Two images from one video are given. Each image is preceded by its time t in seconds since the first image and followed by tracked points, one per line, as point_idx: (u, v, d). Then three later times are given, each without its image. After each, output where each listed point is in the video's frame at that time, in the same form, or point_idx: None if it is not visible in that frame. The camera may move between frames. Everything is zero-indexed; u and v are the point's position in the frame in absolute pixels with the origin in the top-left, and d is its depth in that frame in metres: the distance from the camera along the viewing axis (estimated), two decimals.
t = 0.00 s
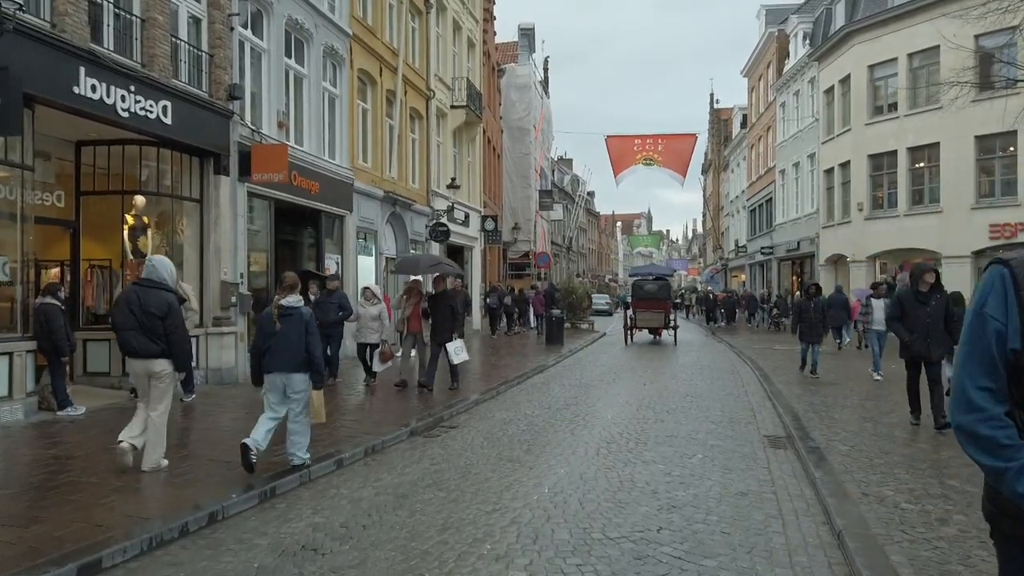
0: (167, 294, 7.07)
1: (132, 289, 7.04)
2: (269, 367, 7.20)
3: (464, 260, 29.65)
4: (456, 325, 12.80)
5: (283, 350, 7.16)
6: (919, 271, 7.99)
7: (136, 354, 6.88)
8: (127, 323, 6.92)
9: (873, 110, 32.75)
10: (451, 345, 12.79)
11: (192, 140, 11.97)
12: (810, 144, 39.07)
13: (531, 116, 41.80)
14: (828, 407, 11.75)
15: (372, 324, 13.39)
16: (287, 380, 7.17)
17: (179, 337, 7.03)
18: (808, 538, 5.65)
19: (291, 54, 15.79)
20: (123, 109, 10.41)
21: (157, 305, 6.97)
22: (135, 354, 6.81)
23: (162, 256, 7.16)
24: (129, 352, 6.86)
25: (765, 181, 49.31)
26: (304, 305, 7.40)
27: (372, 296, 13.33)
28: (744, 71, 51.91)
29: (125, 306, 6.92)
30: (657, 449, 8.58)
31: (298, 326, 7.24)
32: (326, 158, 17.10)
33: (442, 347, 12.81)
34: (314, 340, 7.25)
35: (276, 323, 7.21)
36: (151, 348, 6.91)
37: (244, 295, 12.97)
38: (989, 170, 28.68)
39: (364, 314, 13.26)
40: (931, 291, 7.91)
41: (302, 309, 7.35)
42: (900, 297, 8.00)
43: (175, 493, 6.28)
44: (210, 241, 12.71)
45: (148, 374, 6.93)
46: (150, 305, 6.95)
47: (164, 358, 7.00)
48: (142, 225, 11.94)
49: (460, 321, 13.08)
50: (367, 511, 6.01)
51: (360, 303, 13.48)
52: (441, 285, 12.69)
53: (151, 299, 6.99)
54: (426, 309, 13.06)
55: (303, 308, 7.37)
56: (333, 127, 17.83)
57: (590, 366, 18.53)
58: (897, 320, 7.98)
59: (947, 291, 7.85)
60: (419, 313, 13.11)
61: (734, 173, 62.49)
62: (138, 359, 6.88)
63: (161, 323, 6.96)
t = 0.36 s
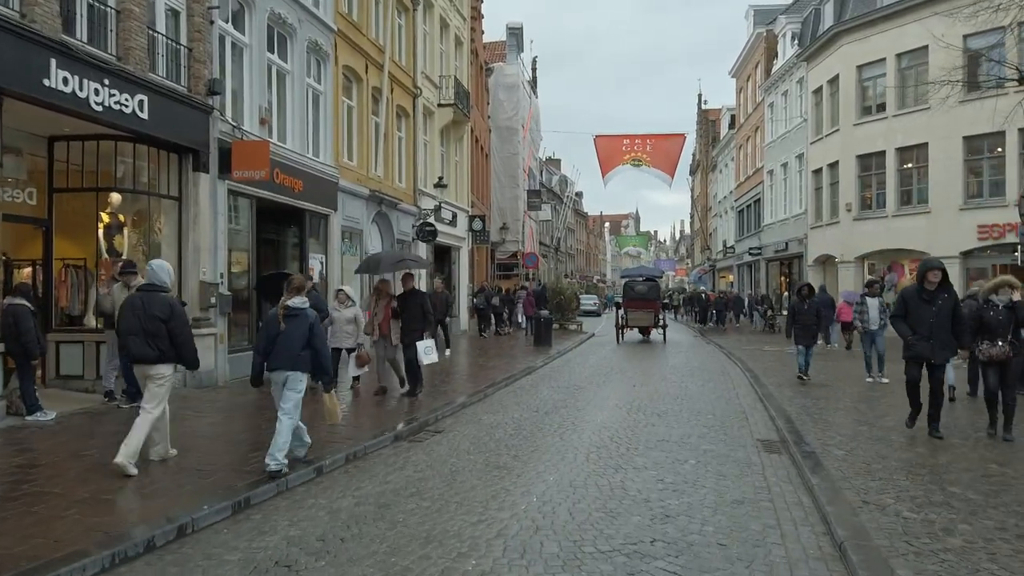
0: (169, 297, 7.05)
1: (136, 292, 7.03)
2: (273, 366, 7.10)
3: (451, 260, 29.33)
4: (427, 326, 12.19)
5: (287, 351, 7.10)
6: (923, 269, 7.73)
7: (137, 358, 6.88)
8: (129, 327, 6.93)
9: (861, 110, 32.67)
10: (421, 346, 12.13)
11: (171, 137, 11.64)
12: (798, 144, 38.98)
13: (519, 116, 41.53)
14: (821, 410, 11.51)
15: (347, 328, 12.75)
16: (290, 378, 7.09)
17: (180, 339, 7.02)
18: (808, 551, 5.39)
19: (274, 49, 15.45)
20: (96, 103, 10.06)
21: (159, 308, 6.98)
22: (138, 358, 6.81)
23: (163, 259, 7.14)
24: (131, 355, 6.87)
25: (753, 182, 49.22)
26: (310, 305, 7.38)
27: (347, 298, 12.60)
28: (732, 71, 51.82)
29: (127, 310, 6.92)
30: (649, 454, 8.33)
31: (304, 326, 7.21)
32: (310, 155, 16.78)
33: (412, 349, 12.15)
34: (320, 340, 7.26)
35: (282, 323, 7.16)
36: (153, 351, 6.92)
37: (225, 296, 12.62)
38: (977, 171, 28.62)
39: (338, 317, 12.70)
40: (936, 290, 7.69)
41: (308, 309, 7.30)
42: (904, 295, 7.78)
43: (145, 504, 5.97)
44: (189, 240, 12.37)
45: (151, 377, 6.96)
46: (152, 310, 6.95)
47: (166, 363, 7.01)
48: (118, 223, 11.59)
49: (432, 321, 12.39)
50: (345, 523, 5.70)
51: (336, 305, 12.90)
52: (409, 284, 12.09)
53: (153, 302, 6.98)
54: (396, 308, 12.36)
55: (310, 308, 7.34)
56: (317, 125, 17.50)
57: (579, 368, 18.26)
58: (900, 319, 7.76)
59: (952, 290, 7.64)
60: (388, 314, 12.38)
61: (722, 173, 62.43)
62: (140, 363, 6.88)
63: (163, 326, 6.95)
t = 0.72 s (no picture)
0: (171, 296, 7.41)
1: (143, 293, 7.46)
2: (273, 363, 7.39)
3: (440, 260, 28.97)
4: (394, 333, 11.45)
5: (284, 347, 7.35)
6: (924, 273, 7.44)
7: (139, 355, 7.27)
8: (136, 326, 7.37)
9: (852, 110, 32.49)
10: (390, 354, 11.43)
11: (147, 133, 11.28)
12: (789, 144, 38.81)
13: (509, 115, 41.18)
14: (817, 414, 11.22)
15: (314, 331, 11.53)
16: (291, 375, 7.37)
17: (181, 337, 7.36)
18: (809, 570, 5.09)
19: (256, 44, 15.08)
20: (67, 97, 9.67)
21: (160, 307, 7.35)
22: (138, 356, 7.21)
23: (169, 261, 7.53)
24: (134, 352, 7.27)
25: (743, 182, 49.04)
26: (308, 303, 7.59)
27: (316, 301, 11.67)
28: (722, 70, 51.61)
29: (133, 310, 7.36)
30: (642, 462, 8.04)
31: (300, 323, 7.42)
32: (295, 153, 16.43)
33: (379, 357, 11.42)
34: (316, 336, 7.41)
35: (280, 321, 7.42)
36: (154, 349, 7.29)
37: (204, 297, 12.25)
38: (968, 170, 28.45)
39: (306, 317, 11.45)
40: (938, 294, 7.42)
41: (305, 306, 7.53)
42: (905, 299, 7.49)
43: (106, 520, 5.63)
44: (166, 239, 12.00)
45: (153, 373, 7.32)
46: (155, 310, 7.33)
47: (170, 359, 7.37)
48: (92, 222, 11.20)
49: (401, 328, 11.73)
50: (319, 540, 5.37)
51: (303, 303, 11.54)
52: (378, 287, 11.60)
53: (157, 302, 7.35)
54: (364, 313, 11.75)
55: (307, 306, 7.55)
56: (302, 122, 17.14)
57: (568, 370, 17.95)
58: (902, 325, 7.48)
59: (956, 294, 7.35)
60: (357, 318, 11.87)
61: (712, 173, 62.25)
62: (142, 360, 7.27)
63: (160, 325, 7.31)
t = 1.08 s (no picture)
0: (185, 294, 7.43)
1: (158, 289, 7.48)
2: (276, 364, 7.58)
3: (424, 258, 28.59)
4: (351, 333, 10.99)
5: (289, 348, 7.52)
6: (919, 264, 7.13)
7: (154, 350, 7.30)
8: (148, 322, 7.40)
9: (837, 108, 32.38)
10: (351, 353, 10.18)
11: (114, 123, 10.85)
12: (774, 142, 38.70)
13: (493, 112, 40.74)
14: (807, 414, 10.95)
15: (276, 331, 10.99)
16: (289, 375, 7.58)
17: (193, 332, 7.37)
18: None
19: (232, 34, 14.67)
20: (28, 84, 9.24)
21: (173, 304, 7.36)
22: (154, 354, 7.23)
23: (184, 257, 7.54)
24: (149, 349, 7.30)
25: (728, 181, 48.92)
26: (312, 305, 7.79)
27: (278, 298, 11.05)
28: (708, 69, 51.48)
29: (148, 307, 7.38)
30: (630, 465, 7.73)
31: (304, 325, 7.62)
32: (272, 147, 16.02)
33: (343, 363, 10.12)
34: (317, 338, 7.61)
35: (286, 321, 7.63)
36: (169, 346, 7.31)
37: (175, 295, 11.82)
38: (953, 169, 28.36)
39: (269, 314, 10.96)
40: (933, 287, 7.11)
41: (311, 309, 7.73)
42: (898, 292, 7.19)
43: (56, 532, 5.24)
44: (135, 234, 11.56)
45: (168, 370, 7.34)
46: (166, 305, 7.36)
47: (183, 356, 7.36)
48: (56, 216, 10.74)
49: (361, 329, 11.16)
50: (284, 552, 5.01)
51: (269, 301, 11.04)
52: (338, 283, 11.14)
53: (171, 298, 7.42)
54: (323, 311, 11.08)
55: (312, 308, 7.75)
56: (280, 115, 16.73)
57: (553, 369, 17.62)
58: (896, 320, 7.18)
59: (952, 286, 7.04)
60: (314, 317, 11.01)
61: (697, 172, 62.17)
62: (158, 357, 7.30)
63: (175, 322, 7.31)
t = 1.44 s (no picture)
0: (196, 298, 7.45)
1: (168, 296, 7.47)
2: (281, 363, 7.57)
3: (408, 258, 28.16)
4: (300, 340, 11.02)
5: (294, 347, 7.55)
6: (928, 267, 6.77)
7: (168, 357, 7.26)
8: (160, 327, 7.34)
9: (824, 107, 32.21)
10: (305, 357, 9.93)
11: (82, 117, 10.41)
12: (761, 142, 38.51)
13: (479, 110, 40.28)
14: (800, 418, 10.62)
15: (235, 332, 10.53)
16: (296, 375, 7.54)
17: (208, 336, 7.39)
18: None
19: (208, 26, 14.24)
20: None
21: (186, 308, 7.37)
22: (170, 359, 7.20)
23: (193, 264, 7.61)
24: (162, 354, 7.25)
25: (715, 180, 48.73)
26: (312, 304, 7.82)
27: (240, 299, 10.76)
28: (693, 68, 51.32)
29: (161, 313, 7.34)
30: (621, 474, 7.37)
31: (306, 324, 7.63)
32: (250, 143, 15.58)
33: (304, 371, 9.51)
34: (321, 337, 7.66)
35: (287, 319, 7.65)
36: (184, 350, 7.29)
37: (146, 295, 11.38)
38: (940, 168, 28.21)
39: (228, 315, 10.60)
40: (943, 293, 6.77)
41: (311, 308, 7.73)
42: (905, 296, 6.87)
43: None
44: (104, 233, 11.11)
45: (183, 374, 7.29)
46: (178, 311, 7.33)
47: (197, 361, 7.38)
48: (21, 213, 10.28)
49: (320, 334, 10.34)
50: None
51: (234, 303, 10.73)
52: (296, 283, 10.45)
53: (182, 303, 7.40)
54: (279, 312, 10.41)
55: (311, 307, 7.76)
56: (259, 111, 16.30)
57: (539, 371, 17.26)
58: (902, 326, 6.83)
59: (964, 291, 6.67)
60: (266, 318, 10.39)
61: (683, 172, 62.00)
62: (172, 362, 7.26)
63: (190, 326, 7.31)
